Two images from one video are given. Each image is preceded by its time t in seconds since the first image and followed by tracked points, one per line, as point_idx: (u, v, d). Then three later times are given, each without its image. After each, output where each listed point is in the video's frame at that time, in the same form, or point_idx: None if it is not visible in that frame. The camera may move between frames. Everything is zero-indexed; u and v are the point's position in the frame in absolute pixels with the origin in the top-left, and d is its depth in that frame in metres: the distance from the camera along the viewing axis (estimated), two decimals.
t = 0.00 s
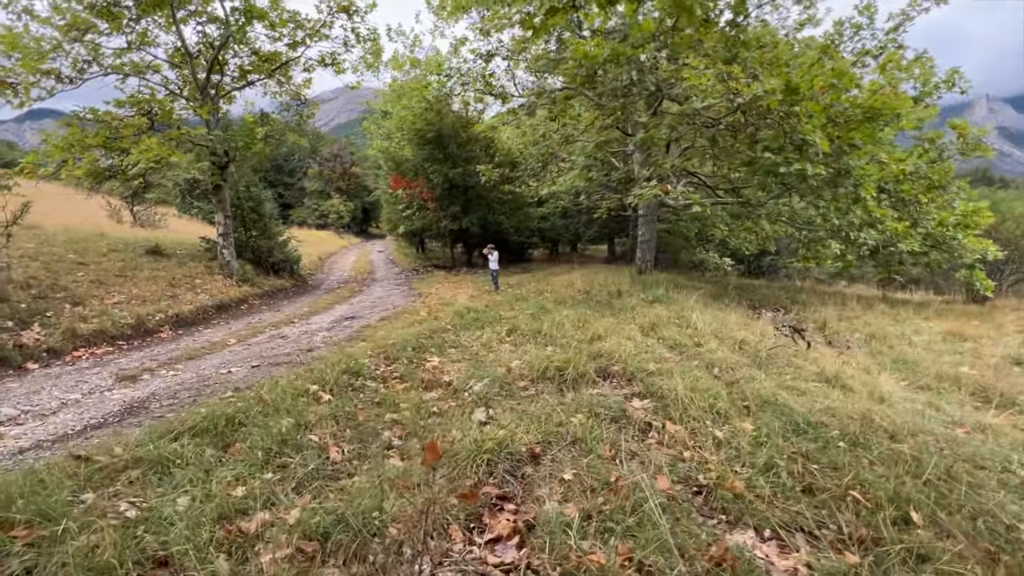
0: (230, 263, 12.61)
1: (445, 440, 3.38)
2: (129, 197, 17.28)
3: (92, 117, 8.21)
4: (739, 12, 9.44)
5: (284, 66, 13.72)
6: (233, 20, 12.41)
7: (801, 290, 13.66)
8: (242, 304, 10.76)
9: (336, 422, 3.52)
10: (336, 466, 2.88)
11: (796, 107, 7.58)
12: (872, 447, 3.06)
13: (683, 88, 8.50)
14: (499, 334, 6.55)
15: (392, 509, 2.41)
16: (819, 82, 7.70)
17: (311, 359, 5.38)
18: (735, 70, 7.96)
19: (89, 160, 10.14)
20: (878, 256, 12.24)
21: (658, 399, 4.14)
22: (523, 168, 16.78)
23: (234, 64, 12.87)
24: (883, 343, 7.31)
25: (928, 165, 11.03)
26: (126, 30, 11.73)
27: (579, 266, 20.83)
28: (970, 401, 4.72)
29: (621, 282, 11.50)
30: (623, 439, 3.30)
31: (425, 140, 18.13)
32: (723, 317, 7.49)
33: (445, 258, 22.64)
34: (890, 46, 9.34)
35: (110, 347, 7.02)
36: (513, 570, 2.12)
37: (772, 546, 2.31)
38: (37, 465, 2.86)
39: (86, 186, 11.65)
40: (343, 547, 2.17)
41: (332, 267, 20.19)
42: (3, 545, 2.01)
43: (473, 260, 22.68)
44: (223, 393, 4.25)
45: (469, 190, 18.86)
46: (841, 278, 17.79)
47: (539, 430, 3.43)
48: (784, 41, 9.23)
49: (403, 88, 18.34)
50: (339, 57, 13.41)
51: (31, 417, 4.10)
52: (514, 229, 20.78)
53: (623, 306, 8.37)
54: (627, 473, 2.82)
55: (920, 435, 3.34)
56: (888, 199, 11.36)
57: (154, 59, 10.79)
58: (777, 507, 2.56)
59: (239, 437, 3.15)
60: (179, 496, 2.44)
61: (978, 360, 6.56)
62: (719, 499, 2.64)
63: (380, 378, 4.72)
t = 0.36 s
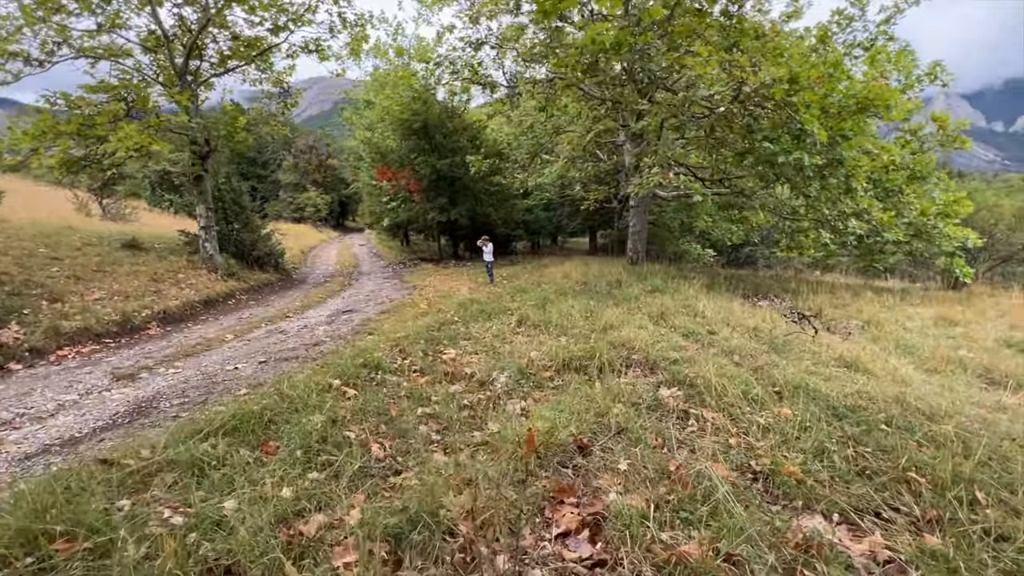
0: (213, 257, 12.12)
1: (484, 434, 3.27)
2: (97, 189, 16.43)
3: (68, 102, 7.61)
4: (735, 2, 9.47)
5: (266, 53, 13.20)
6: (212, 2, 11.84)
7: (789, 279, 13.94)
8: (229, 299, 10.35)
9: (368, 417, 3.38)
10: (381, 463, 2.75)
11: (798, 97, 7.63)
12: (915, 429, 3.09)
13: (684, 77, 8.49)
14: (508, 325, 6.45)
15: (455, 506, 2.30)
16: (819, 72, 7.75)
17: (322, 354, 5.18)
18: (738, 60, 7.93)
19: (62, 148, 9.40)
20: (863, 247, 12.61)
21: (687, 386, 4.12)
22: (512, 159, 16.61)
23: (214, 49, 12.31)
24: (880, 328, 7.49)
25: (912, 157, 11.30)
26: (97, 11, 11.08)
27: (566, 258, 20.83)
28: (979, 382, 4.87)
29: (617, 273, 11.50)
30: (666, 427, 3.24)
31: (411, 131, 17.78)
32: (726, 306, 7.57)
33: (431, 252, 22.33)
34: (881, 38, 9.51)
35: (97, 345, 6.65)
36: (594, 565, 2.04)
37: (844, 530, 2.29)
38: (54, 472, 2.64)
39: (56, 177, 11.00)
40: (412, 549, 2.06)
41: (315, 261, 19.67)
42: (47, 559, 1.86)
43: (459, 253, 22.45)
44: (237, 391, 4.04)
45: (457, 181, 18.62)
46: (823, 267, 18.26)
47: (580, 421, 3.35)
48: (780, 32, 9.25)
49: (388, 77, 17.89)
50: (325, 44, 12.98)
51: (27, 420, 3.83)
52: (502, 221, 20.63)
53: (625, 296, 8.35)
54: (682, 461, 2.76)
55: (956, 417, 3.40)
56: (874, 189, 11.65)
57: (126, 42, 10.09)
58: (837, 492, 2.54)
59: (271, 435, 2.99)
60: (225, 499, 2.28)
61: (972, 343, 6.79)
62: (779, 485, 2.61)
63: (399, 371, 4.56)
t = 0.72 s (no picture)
0: (194, 255, 11.67)
1: (517, 437, 3.20)
2: (63, 185, 15.62)
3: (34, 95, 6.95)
4: None
5: (245, 43, 12.72)
6: None
7: (774, 272, 14.24)
8: (213, 300, 9.98)
9: (395, 423, 3.28)
10: (422, 473, 2.66)
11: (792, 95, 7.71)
12: (942, 422, 3.16)
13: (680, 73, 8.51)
14: (514, 323, 6.38)
15: (511, 517, 2.24)
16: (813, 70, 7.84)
17: (329, 358, 5.01)
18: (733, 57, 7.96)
19: (30, 142, 8.85)
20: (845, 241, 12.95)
21: (708, 383, 4.13)
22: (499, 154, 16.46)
23: (190, 39, 11.79)
24: (871, 319, 7.71)
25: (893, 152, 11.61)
26: None
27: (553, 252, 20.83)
28: (978, 371, 5.03)
29: (610, 268, 11.54)
30: (701, 427, 3.23)
31: (395, 125, 17.45)
32: (724, 300, 7.65)
33: (415, 247, 22.02)
34: (865, 37, 9.75)
35: (80, 351, 6.31)
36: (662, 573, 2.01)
37: (895, 526, 2.32)
38: (73, 494, 2.47)
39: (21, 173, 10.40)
40: (476, 565, 2.00)
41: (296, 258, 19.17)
42: None
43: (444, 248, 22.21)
44: (248, 400, 3.87)
45: (442, 176, 18.38)
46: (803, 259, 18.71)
47: (613, 422, 3.31)
48: (772, 29, 9.31)
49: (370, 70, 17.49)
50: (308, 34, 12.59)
51: (22, 435, 3.58)
52: (487, 215, 20.47)
53: (623, 291, 8.37)
54: (727, 462, 2.75)
55: (976, 408, 3.49)
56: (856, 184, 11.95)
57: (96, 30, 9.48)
58: (882, 489, 2.57)
59: (300, 445, 2.86)
60: (270, 518, 2.18)
61: (959, 332, 7.04)
62: (824, 483, 2.64)
63: (414, 373, 4.45)
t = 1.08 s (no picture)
0: (167, 260, 11.12)
1: (541, 454, 3.06)
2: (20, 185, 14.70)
3: (2, 84, 6.45)
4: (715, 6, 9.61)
5: (221, 39, 12.23)
6: None
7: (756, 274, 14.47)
8: (190, 307, 9.51)
9: (412, 443, 3.09)
10: (450, 501, 2.49)
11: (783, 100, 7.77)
12: (966, 430, 3.16)
13: (673, 77, 8.50)
14: (513, 330, 6.22)
15: (556, 549, 2.10)
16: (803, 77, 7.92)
17: (327, 371, 4.76)
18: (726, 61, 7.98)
19: None
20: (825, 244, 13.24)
21: (724, 392, 4.06)
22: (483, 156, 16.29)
23: (162, 34, 11.25)
24: (860, 321, 7.85)
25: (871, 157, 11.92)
26: None
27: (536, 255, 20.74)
28: (974, 374, 5.13)
29: (599, 271, 11.49)
30: (729, 440, 3.15)
31: (377, 125, 17.10)
32: (719, 304, 7.67)
33: (396, 250, 21.62)
34: (848, 46, 9.96)
35: (48, 366, 5.86)
36: None
37: (943, 542, 2.28)
38: (64, 538, 2.21)
39: None
40: None
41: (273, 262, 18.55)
42: None
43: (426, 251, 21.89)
44: (246, 419, 3.60)
45: (425, 178, 18.09)
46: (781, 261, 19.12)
47: (639, 437, 3.19)
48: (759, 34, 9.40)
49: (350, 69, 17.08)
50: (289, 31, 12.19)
51: None
52: (470, 218, 20.26)
53: (618, 296, 8.31)
54: (765, 478, 2.67)
55: (992, 414, 3.51)
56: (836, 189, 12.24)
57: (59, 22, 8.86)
58: (923, 502, 2.52)
59: (314, 471, 2.66)
60: (293, 561, 2.00)
61: (945, 334, 7.22)
62: (863, 498, 2.58)
63: (420, 386, 4.25)
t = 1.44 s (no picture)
0: (151, 269, 10.70)
1: (570, 489, 2.91)
2: None
3: None
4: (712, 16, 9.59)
5: (208, 42, 11.87)
6: None
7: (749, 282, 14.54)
8: (176, 319, 9.15)
9: (433, 479, 2.91)
10: (484, 549, 2.33)
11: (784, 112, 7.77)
12: (1003, 458, 3.10)
13: (674, 88, 8.43)
14: (519, 344, 6.07)
15: None
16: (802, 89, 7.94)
17: (329, 395, 4.53)
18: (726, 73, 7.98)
19: None
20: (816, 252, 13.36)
21: (746, 414, 3.95)
22: (476, 163, 16.12)
23: (147, 35, 10.89)
24: (860, 333, 7.88)
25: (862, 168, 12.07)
26: None
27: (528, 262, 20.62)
28: (984, 390, 5.14)
29: (596, 280, 11.40)
30: (763, 471, 3.03)
31: (367, 131, 16.84)
32: (722, 316, 7.62)
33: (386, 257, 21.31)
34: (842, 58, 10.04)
35: (27, 387, 5.53)
36: None
37: None
38: None
39: None
40: None
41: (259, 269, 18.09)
42: None
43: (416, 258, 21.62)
44: (249, 451, 3.39)
45: (416, 184, 17.86)
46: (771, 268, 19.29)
47: (670, 468, 3.05)
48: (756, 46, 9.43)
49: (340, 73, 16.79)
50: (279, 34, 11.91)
51: None
52: (462, 224, 20.06)
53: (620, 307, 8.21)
54: (810, 516, 2.56)
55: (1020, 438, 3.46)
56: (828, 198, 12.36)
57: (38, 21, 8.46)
58: (976, 541, 2.44)
59: (335, 517, 2.47)
60: None
61: (945, 346, 7.27)
62: (914, 536, 2.49)
63: (432, 411, 4.06)
